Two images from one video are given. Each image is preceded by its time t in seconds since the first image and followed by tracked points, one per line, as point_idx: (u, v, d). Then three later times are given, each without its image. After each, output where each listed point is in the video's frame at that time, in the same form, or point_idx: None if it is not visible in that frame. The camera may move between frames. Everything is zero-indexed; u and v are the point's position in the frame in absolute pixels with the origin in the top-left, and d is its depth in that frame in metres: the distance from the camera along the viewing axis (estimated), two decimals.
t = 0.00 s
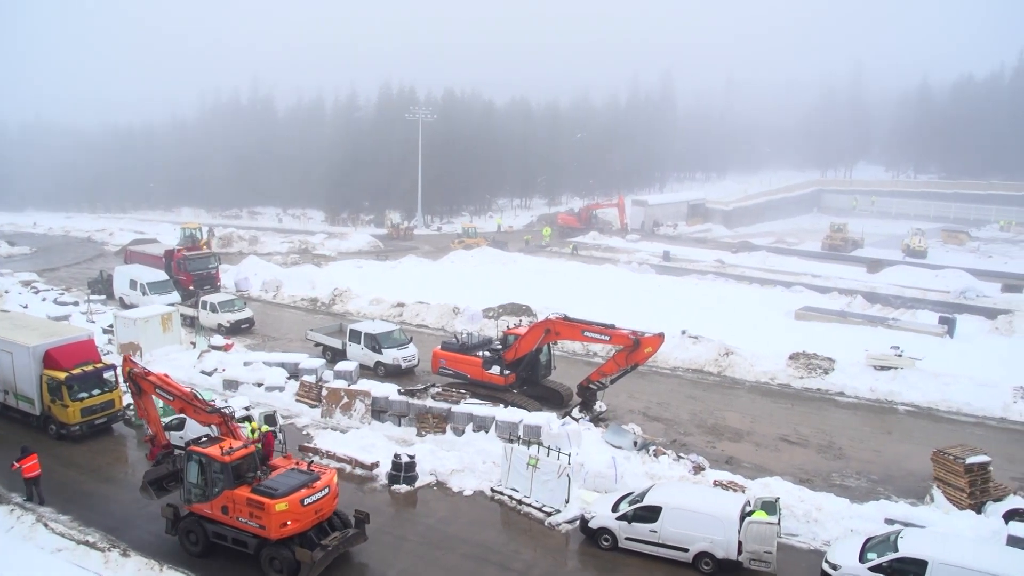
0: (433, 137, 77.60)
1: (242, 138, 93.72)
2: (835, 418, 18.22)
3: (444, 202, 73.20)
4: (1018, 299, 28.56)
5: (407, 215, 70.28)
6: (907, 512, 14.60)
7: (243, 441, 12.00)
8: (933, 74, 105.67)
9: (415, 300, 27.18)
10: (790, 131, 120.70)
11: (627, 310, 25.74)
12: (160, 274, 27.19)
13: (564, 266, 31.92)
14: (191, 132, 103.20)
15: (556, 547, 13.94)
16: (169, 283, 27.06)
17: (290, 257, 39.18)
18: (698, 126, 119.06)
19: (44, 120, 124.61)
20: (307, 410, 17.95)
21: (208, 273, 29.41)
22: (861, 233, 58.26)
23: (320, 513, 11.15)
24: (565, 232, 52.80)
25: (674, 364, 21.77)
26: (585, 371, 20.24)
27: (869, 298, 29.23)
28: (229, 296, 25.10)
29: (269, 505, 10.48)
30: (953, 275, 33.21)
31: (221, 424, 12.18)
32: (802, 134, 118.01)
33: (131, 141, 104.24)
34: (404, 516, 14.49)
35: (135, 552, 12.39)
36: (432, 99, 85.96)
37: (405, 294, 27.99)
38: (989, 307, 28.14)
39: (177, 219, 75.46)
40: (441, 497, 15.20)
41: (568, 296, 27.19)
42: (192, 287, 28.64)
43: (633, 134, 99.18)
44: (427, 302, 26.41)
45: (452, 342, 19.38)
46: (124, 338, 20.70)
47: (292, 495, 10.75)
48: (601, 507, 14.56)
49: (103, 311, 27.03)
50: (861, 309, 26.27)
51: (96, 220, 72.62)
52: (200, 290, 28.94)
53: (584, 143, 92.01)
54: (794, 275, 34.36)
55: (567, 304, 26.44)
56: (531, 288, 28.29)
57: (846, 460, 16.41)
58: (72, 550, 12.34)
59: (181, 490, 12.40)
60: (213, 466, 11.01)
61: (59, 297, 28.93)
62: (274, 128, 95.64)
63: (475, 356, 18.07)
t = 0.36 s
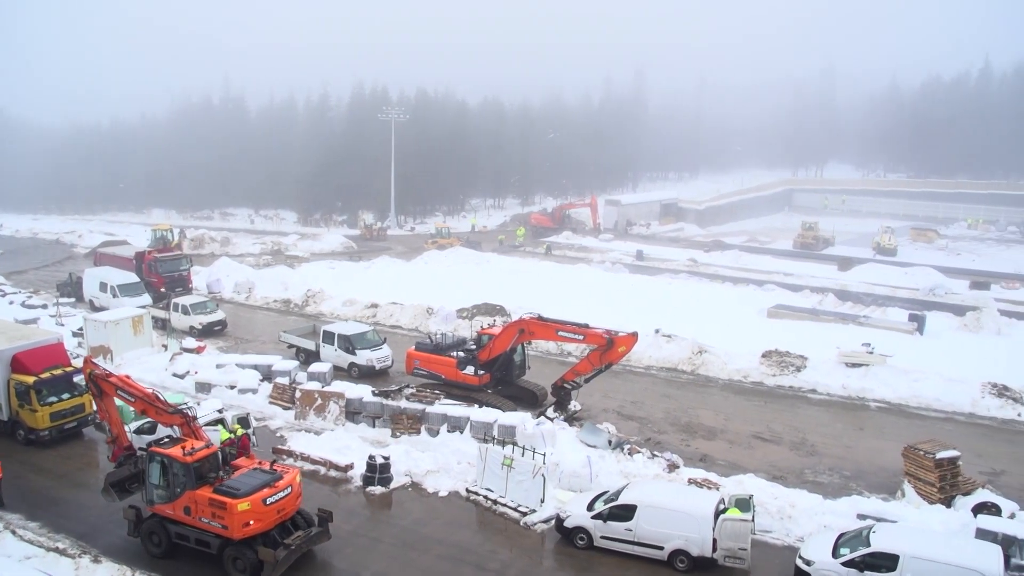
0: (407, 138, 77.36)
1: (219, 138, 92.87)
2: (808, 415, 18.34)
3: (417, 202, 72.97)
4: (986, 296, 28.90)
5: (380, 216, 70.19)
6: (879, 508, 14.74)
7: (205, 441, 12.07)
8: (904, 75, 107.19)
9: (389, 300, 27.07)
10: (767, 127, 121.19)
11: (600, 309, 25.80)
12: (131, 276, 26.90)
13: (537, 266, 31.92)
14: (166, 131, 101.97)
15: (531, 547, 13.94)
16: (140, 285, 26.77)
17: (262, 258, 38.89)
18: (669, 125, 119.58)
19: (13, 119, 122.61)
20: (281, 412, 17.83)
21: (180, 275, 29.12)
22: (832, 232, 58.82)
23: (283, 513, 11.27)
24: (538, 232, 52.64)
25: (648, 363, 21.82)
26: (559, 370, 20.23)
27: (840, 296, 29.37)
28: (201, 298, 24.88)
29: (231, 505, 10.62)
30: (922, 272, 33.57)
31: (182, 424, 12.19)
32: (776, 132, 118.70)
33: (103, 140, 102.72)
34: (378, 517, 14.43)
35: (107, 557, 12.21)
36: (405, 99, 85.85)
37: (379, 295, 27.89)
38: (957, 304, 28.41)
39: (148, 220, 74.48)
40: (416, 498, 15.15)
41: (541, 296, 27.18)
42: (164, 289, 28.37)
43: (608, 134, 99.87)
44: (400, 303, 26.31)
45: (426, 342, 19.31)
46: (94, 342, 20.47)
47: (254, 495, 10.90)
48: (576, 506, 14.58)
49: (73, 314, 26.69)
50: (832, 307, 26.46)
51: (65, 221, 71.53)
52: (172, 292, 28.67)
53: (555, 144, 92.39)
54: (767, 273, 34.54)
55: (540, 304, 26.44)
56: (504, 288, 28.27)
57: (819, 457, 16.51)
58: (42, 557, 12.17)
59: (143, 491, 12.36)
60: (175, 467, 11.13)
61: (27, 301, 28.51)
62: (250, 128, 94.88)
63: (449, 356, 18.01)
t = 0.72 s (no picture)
0: (379, 138, 77.06)
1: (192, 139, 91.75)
2: (778, 412, 18.46)
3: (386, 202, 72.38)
4: (952, 294, 29.28)
5: (350, 217, 69.77)
6: (849, 503, 14.87)
7: (165, 443, 12.06)
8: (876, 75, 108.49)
9: (360, 302, 26.96)
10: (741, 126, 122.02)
11: (571, 309, 25.84)
12: (98, 279, 26.57)
13: (509, 266, 31.90)
14: (138, 129, 100.57)
15: (504, 547, 13.93)
16: (107, 287, 26.46)
17: (231, 260, 38.56)
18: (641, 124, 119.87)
19: None
20: (251, 415, 17.71)
21: (148, 277, 28.81)
22: (801, 231, 59.38)
23: (245, 513, 11.33)
24: (509, 232, 52.53)
25: (620, 362, 21.86)
26: (531, 370, 20.23)
27: (809, 294, 29.61)
28: (170, 301, 24.67)
29: (192, 506, 10.67)
30: (889, 269, 33.96)
31: (142, 426, 12.14)
32: (750, 130, 119.57)
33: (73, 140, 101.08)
34: (351, 519, 14.36)
35: (74, 564, 11.99)
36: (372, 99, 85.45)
37: (350, 296, 27.77)
38: (923, 302, 28.81)
39: (115, 222, 73.29)
40: (388, 499, 15.10)
41: (512, 297, 27.17)
42: (132, 292, 28.09)
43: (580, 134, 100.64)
44: (372, 303, 26.19)
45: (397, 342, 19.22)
46: (60, 346, 20.22)
47: (215, 495, 10.95)
48: (549, 506, 14.60)
49: (38, 317, 26.30)
50: (802, 305, 26.71)
51: (30, 223, 70.25)
52: (140, 295, 28.37)
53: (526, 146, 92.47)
54: (737, 272, 34.73)
55: (511, 304, 26.43)
56: (477, 288, 28.24)
57: (789, 454, 16.63)
58: (7, 566, 11.94)
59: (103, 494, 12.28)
60: (135, 469, 11.12)
61: None
62: (223, 127, 93.97)
63: (421, 356, 17.96)
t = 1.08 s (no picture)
0: (349, 138, 77.06)
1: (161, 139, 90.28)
2: (747, 410, 18.58)
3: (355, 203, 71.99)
4: (918, 291, 29.69)
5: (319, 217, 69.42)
6: (818, 499, 15.00)
7: (124, 445, 11.99)
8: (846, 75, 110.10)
9: (330, 303, 26.84)
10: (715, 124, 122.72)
11: (541, 309, 25.90)
12: (62, 282, 26.22)
13: (479, 266, 31.94)
14: (107, 128, 99.02)
15: (477, 547, 13.93)
16: (72, 290, 26.13)
17: (200, 262, 38.25)
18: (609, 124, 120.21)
19: None
20: (221, 418, 17.57)
21: (114, 280, 28.53)
22: (769, 230, 60.04)
23: (206, 514, 11.42)
24: (479, 232, 52.46)
25: (590, 361, 21.89)
26: (501, 370, 20.22)
27: (777, 292, 29.90)
28: (137, 303, 24.43)
29: (152, 509, 10.71)
30: (855, 266, 34.43)
31: (101, 429, 12.01)
32: (723, 128, 120.67)
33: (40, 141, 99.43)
34: (322, 522, 14.28)
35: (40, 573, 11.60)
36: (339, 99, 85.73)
37: (320, 298, 27.64)
38: (889, 298, 29.25)
39: (80, 224, 71.97)
40: (360, 502, 15.03)
41: (482, 296, 27.16)
42: (97, 295, 27.80)
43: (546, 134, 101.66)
44: (342, 305, 26.06)
45: (368, 344, 19.11)
46: (24, 350, 19.95)
47: (175, 497, 10.99)
48: (521, 505, 14.61)
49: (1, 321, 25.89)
50: (770, 303, 26.94)
51: None
52: (106, 298, 28.09)
53: (494, 147, 92.53)
54: (706, 271, 34.92)
55: (482, 304, 26.44)
56: (448, 289, 28.20)
57: (759, 450, 16.74)
58: None
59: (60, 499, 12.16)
60: (94, 473, 11.08)
61: None
62: (195, 127, 92.88)
63: (391, 358, 17.87)
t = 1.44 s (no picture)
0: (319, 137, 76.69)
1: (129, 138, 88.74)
2: (716, 408, 18.69)
3: (324, 203, 71.59)
4: (883, 287, 30.06)
5: (287, 218, 68.95)
6: (788, 495, 15.10)
7: (84, 449, 11.91)
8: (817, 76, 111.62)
9: (299, 304, 26.69)
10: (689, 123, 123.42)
11: (511, 309, 25.90)
12: (25, 286, 25.84)
13: (448, 266, 31.90)
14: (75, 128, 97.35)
15: (449, 548, 13.91)
16: (36, 294, 25.79)
17: (166, 264, 37.87)
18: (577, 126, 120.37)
19: None
20: (189, 422, 17.42)
21: (79, 282, 28.22)
22: (737, 229, 60.63)
23: (166, 518, 11.43)
24: (449, 232, 52.29)
25: (560, 360, 21.89)
26: (471, 370, 20.19)
27: (746, 291, 30.14)
28: (103, 306, 24.17)
29: (111, 512, 10.66)
30: (822, 265, 34.84)
31: (59, 433, 11.89)
32: (697, 128, 121.63)
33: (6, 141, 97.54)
34: (293, 525, 14.18)
35: None
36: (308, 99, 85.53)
37: (288, 300, 27.47)
38: (855, 296, 29.56)
39: (43, 226, 70.43)
40: (331, 504, 14.95)
41: (452, 297, 27.15)
42: (62, 298, 27.49)
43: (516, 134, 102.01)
44: (311, 306, 25.91)
45: (337, 345, 18.97)
46: None
47: (135, 501, 10.96)
48: (492, 505, 14.61)
49: None
50: (738, 301, 27.13)
51: None
52: (71, 301, 27.76)
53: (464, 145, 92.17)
54: (675, 270, 35.08)
55: (452, 304, 26.41)
56: (417, 289, 28.15)
57: (729, 448, 16.84)
58: None
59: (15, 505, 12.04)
60: (51, 476, 10.99)
61: None
62: (165, 126, 91.66)
63: (361, 359, 17.77)
